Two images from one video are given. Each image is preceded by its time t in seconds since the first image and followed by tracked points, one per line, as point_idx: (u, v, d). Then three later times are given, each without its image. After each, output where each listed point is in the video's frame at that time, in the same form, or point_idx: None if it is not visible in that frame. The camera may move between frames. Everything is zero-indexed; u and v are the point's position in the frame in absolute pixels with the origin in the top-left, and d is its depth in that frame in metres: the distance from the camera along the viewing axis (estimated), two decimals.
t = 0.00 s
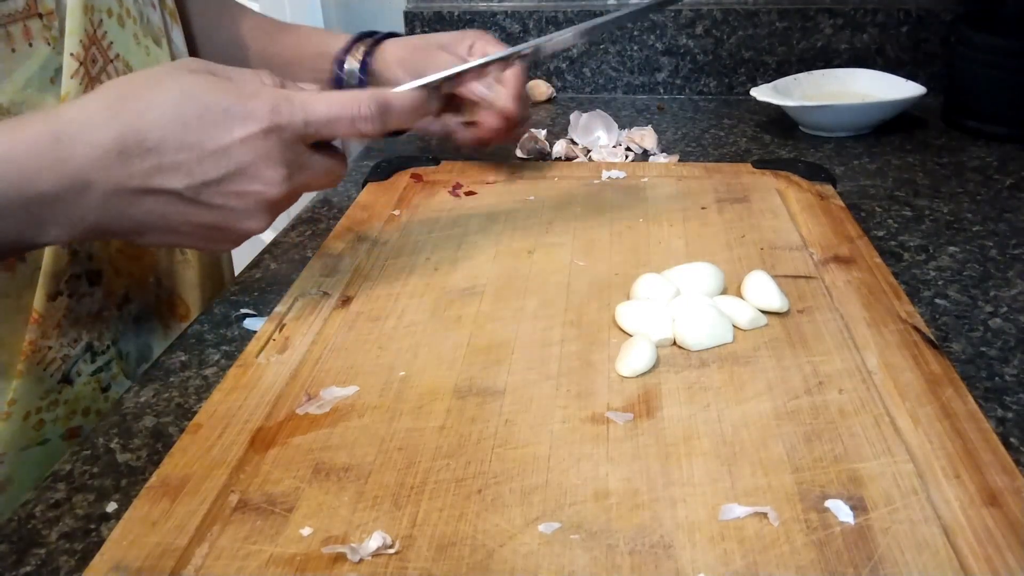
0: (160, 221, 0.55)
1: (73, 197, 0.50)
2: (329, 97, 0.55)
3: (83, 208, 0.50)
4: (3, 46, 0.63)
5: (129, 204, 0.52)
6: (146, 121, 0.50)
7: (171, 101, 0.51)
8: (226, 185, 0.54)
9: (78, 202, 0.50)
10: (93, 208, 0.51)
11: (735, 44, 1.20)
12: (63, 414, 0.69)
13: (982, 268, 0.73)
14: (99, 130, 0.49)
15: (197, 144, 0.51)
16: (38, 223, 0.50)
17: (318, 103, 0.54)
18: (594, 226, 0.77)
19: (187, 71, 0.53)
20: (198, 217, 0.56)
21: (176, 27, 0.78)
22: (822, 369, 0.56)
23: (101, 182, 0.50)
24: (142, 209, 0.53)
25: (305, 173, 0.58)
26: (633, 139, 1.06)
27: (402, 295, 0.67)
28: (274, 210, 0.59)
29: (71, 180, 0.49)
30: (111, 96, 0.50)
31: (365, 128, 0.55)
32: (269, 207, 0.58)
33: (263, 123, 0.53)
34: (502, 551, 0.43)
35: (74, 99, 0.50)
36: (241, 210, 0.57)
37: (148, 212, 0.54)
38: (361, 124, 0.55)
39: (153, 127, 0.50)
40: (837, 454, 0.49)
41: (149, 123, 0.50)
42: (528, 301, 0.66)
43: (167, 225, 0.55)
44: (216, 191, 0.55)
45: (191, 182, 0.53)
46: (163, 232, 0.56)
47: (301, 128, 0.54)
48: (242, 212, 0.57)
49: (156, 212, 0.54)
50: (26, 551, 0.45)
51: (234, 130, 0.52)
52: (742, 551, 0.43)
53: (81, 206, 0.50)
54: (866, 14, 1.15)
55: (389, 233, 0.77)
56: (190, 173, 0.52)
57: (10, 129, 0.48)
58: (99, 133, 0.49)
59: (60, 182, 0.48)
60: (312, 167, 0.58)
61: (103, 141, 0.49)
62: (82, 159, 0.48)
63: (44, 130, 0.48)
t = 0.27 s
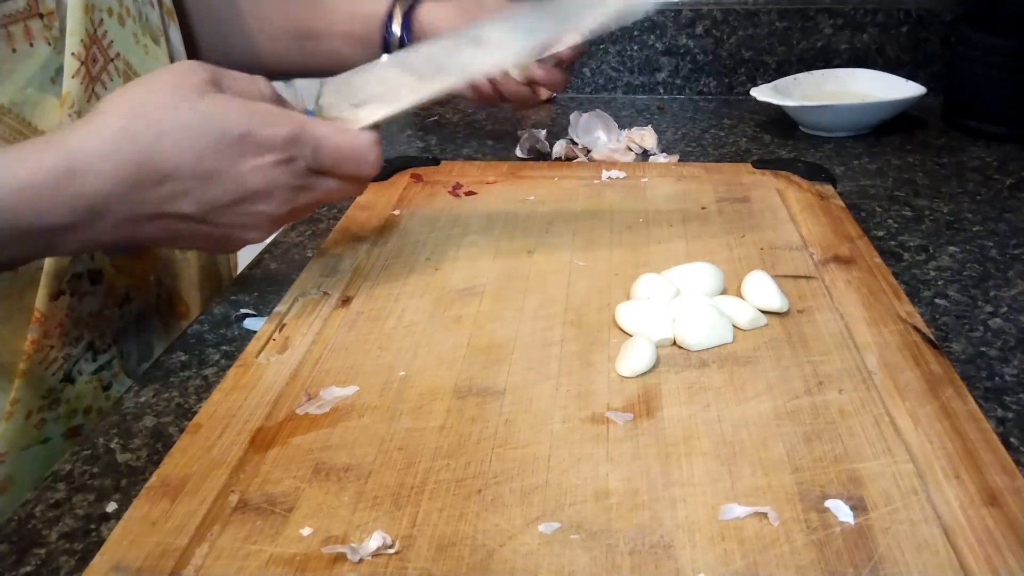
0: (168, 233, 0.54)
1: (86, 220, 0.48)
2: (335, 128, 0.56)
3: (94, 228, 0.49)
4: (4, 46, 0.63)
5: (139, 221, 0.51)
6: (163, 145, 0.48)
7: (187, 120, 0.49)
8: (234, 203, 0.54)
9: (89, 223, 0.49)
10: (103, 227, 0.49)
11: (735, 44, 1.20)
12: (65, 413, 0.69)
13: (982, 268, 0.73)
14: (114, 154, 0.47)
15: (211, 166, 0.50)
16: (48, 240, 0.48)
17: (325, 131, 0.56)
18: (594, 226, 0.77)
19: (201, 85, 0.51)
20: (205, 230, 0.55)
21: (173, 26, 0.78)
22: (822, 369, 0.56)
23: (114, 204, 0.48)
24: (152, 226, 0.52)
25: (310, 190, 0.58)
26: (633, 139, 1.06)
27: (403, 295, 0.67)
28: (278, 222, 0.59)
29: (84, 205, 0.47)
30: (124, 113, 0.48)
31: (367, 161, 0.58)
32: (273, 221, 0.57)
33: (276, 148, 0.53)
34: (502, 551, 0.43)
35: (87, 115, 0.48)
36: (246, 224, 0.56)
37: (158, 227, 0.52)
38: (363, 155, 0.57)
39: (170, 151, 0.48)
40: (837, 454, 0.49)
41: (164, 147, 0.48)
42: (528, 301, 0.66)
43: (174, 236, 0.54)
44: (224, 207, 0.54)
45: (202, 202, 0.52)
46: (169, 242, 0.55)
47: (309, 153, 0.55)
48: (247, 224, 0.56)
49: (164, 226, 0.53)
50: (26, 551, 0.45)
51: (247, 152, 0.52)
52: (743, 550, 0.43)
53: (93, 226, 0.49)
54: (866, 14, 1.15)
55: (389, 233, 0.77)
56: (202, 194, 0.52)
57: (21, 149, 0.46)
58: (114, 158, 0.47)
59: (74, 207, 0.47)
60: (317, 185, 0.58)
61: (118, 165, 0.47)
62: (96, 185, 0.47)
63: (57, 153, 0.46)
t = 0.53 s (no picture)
0: (199, 168, 0.52)
1: (108, 146, 0.47)
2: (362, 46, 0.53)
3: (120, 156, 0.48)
4: (4, 42, 0.63)
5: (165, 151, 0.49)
6: (181, 66, 0.47)
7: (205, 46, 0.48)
8: (264, 130, 0.51)
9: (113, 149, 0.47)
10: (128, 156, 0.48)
11: (735, 44, 1.20)
12: (66, 410, 0.69)
13: (982, 268, 0.73)
14: (134, 76, 0.46)
15: (234, 86, 0.48)
16: (77, 177, 0.48)
17: (351, 46, 0.52)
18: (594, 225, 0.77)
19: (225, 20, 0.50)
20: (236, 163, 0.53)
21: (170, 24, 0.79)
22: (822, 368, 0.56)
23: (137, 131, 0.47)
24: (179, 156, 0.50)
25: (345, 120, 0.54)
26: (633, 139, 1.06)
27: (403, 295, 0.67)
28: (316, 157, 0.55)
29: (106, 129, 0.46)
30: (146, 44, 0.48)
31: (395, 80, 0.54)
32: (310, 152, 0.54)
33: (300, 65, 0.49)
34: (502, 551, 0.43)
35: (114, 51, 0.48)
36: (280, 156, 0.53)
37: (187, 161, 0.51)
38: (389, 72, 0.53)
39: (189, 72, 0.47)
40: (837, 454, 0.49)
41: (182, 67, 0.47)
42: (528, 301, 0.66)
43: (206, 174, 0.52)
44: (254, 136, 0.51)
45: (227, 127, 0.49)
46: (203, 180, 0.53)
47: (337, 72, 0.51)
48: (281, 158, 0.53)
49: (194, 158, 0.51)
50: (26, 551, 0.45)
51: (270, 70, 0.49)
52: (743, 551, 0.43)
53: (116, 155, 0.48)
54: (866, 14, 1.15)
55: (389, 233, 0.77)
56: (227, 116, 0.49)
57: (45, 85, 0.46)
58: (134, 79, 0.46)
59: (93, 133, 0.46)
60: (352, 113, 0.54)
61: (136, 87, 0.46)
62: (115, 106, 0.46)
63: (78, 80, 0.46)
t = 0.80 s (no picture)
0: (206, 157, 0.53)
1: (117, 128, 0.48)
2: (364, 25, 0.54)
3: (127, 142, 0.49)
4: (7, 42, 0.63)
5: (172, 136, 0.50)
6: (187, 47, 0.49)
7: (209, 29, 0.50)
8: (271, 111, 0.52)
9: (120, 133, 0.49)
10: (136, 141, 0.49)
11: (735, 44, 1.20)
12: (70, 408, 0.69)
13: (982, 268, 0.73)
14: (140, 60, 0.48)
15: (239, 66, 0.49)
16: (86, 164, 0.49)
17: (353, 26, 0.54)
18: (594, 226, 0.78)
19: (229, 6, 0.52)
20: (243, 150, 0.53)
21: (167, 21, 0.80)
22: (822, 368, 0.56)
23: (143, 115, 0.49)
24: (186, 142, 0.51)
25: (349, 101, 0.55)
26: (633, 139, 1.06)
27: (403, 295, 0.67)
28: (322, 142, 0.56)
29: (114, 110, 0.47)
30: (151, 30, 0.49)
31: (398, 58, 0.56)
32: (317, 137, 0.55)
33: (308, 44, 0.51)
34: (502, 551, 0.43)
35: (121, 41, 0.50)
36: (287, 142, 0.54)
37: (194, 148, 0.52)
38: (392, 50, 0.55)
39: (194, 54, 0.48)
40: (837, 454, 0.49)
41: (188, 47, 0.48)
42: (528, 301, 0.66)
43: (214, 164, 0.53)
44: (261, 120, 0.52)
45: (234, 110, 0.51)
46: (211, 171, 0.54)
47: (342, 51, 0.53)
48: (287, 143, 0.54)
49: (201, 144, 0.52)
50: (27, 551, 0.45)
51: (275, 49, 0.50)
52: (742, 551, 0.43)
53: (123, 139, 0.49)
54: (866, 14, 1.15)
55: (389, 233, 0.77)
56: (234, 98, 0.50)
57: (53, 70, 0.48)
58: (140, 62, 0.48)
59: (101, 114, 0.47)
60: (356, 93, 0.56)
61: (141, 68, 0.48)
62: (124, 88, 0.47)
63: (86, 65, 0.48)
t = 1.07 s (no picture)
0: (202, 179, 0.54)
1: (113, 152, 0.49)
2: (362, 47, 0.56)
3: (123, 164, 0.50)
4: (7, 46, 0.63)
5: (169, 159, 0.51)
6: (185, 69, 0.49)
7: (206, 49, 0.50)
8: (270, 133, 0.53)
9: (117, 156, 0.49)
10: (133, 164, 0.50)
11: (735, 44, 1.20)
12: (69, 413, 0.69)
13: (982, 268, 0.73)
14: (137, 82, 0.48)
15: (239, 91, 0.50)
16: (80, 185, 0.49)
17: (351, 49, 0.55)
18: (594, 226, 0.78)
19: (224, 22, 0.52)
20: (239, 172, 0.55)
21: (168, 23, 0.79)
22: (822, 368, 0.56)
23: (142, 139, 0.49)
24: (183, 162, 0.52)
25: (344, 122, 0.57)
26: (633, 139, 1.05)
27: (403, 295, 0.67)
28: (317, 164, 0.58)
29: (111, 134, 0.48)
30: (145, 47, 0.49)
31: (394, 78, 0.58)
32: (313, 160, 0.57)
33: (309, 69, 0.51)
34: (502, 551, 0.43)
35: (113, 57, 0.50)
36: (284, 164, 0.56)
37: (190, 170, 0.53)
38: (388, 72, 0.57)
39: (192, 77, 0.49)
40: (837, 454, 0.49)
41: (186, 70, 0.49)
42: (528, 301, 0.66)
43: (210, 185, 0.54)
44: (259, 143, 0.53)
45: (233, 134, 0.52)
46: (207, 193, 0.55)
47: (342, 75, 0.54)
48: (283, 165, 0.56)
49: (197, 166, 0.53)
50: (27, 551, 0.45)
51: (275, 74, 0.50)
52: (742, 551, 0.43)
53: (120, 162, 0.49)
54: (866, 14, 1.15)
55: (389, 233, 0.77)
56: (233, 123, 0.51)
57: (48, 88, 0.48)
58: (137, 84, 0.48)
59: (98, 138, 0.47)
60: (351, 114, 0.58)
61: (138, 91, 0.48)
62: (122, 112, 0.47)
63: (80, 85, 0.47)
